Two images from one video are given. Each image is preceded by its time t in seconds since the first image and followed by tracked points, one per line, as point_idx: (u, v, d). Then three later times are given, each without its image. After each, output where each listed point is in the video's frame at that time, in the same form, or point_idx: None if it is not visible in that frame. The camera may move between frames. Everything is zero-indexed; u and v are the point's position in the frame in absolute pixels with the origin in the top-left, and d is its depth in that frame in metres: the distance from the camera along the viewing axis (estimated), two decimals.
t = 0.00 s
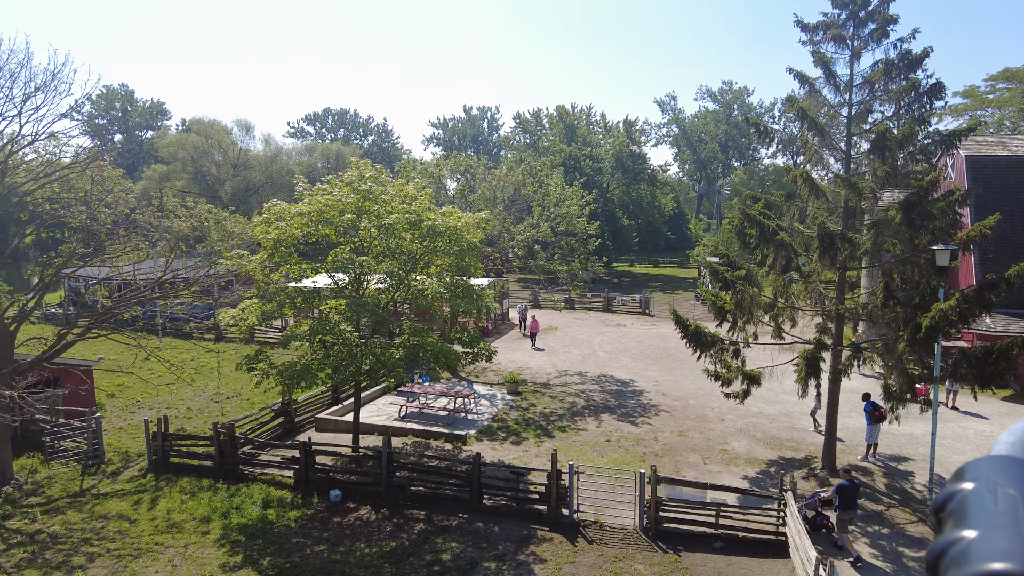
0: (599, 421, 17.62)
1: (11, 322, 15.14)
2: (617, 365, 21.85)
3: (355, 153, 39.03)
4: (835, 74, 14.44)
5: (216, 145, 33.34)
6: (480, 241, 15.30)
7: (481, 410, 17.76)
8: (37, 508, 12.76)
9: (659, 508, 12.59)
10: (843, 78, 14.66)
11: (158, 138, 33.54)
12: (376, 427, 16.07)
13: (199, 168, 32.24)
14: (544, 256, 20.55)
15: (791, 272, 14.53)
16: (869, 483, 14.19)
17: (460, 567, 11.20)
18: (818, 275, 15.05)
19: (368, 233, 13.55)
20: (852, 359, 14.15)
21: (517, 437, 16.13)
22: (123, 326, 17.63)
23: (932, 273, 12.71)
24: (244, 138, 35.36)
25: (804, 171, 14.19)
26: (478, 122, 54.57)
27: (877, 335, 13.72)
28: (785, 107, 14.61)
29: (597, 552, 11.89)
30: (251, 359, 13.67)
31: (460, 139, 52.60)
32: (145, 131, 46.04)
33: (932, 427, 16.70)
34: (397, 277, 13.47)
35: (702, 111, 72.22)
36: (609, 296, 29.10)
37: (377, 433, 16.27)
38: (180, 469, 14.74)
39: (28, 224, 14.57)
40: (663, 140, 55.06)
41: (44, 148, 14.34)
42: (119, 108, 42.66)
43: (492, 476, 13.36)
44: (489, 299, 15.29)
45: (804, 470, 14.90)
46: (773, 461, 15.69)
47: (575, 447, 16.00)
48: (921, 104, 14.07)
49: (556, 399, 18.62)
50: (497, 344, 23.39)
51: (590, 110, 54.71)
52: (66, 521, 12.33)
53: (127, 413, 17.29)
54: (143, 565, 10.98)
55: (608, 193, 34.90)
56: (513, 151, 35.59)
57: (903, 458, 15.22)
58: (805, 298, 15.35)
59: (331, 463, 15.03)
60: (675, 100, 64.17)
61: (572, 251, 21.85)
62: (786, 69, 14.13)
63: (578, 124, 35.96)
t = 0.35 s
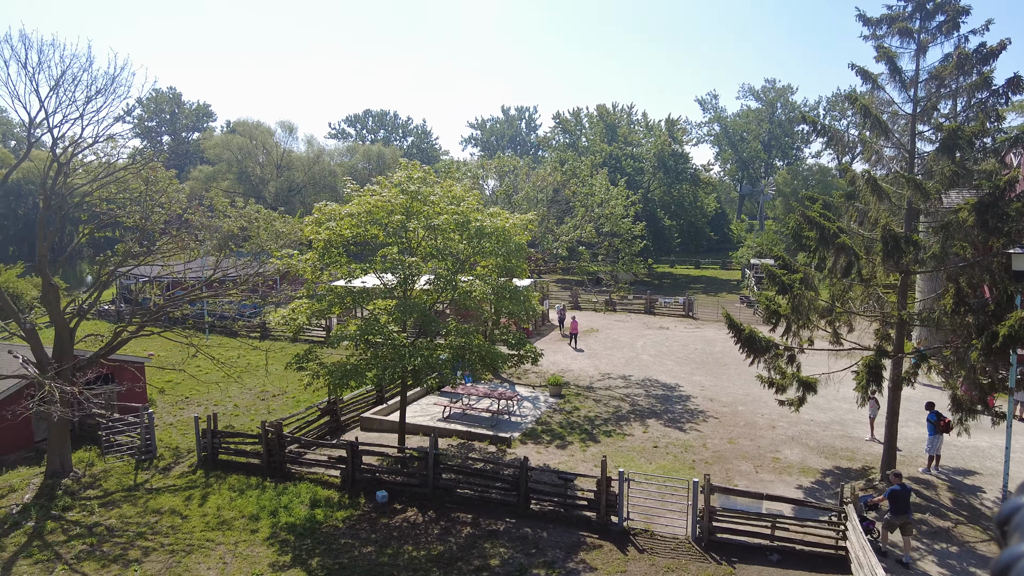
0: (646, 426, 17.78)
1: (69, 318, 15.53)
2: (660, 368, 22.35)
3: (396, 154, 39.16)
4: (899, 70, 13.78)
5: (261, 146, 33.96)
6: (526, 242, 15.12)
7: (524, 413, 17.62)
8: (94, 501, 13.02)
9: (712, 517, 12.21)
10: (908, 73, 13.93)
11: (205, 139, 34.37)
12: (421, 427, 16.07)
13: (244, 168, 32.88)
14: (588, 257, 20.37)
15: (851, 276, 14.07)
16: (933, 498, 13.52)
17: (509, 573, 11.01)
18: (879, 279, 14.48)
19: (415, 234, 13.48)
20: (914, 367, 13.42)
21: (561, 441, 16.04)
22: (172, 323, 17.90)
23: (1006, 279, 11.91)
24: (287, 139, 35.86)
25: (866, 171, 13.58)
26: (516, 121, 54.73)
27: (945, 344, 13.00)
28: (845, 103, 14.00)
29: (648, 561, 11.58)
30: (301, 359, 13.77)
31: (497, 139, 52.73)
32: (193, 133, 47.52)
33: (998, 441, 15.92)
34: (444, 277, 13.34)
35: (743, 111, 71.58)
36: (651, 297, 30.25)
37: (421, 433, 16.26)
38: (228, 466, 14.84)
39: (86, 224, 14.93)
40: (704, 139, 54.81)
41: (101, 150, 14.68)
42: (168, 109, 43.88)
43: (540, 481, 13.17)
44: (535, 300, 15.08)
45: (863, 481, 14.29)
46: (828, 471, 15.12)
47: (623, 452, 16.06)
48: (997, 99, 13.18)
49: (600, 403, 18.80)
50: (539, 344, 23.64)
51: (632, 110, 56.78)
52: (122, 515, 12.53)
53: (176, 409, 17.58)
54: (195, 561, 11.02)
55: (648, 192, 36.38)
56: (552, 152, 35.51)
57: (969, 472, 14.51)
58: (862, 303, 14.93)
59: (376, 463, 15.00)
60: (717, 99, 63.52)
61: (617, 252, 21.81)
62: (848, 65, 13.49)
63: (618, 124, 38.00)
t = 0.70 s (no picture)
0: (695, 433, 17.77)
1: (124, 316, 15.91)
2: (707, 374, 22.75)
3: (435, 155, 39.14)
4: (971, 64, 13.04)
5: (304, 147, 34.53)
6: (574, 244, 14.87)
7: (568, 418, 17.54)
8: (146, 496, 13.19)
9: (768, 529, 11.75)
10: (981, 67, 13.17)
11: (252, 141, 35.21)
12: (466, 429, 16.00)
13: (288, 170, 33.35)
14: (633, 259, 20.14)
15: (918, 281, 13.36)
16: (1005, 516, 12.74)
17: None
18: (945, 284, 13.76)
19: (462, 235, 13.36)
20: (983, 378, 12.71)
21: (607, 447, 16.03)
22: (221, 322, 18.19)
23: None
24: (330, 141, 36.32)
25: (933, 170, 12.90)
26: (555, 123, 54.84)
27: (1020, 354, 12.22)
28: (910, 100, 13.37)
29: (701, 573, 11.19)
30: (349, 360, 13.95)
31: (535, 140, 52.91)
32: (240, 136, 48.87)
33: None
34: (492, 278, 13.13)
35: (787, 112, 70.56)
36: (695, 300, 31.03)
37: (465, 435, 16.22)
38: (275, 465, 14.87)
39: (140, 224, 15.23)
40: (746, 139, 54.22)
41: (155, 152, 14.93)
42: (216, 113, 45.14)
43: (588, 487, 12.90)
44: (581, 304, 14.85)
45: (926, 494, 13.60)
46: (887, 483, 14.46)
47: (671, 459, 15.97)
48: None
49: (646, 408, 19.03)
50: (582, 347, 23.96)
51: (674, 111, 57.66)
52: (173, 511, 12.64)
53: (224, 407, 17.82)
54: (245, 560, 11.03)
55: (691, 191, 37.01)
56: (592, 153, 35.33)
57: None
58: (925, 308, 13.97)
59: (420, 465, 14.93)
60: (760, 99, 62.42)
61: (662, 253, 21.56)
62: (916, 59, 12.86)
63: (660, 123, 39.01)
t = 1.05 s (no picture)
0: (743, 442, 17.37)
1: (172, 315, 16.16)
2: (753, 380, 22.56)
3: (473, 156, 39.01)
4: None
5: (344, 149, 34.94)
6: (622, 245, 14.50)
7: (611, 423, 17.67)
8: (194, 494, 13.31)
9: (826, 545, 11.19)
10: None
11: (294, 143, 35.83)
12: (509, 433, 15.88)
13: (329, 171, 33.79)
14: (678, 261, 19.80)
15: (989, 285, 12.58)
16: None
17: None
18: (1019, 290, 12.92)
19: (508, 237, 13.15)
20: None
21: (653, 454, 15.99)
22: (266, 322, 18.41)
23: None
24: (370, 143, 36.71)
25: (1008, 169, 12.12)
26: (592, 123, 54.72)
27: None
28: (982, 94, 12.65)
29: None
30: (396, 362, 14.09)
31: (572, 141, 52.88)
32: (281, 139, 49.92)
33: None
34: (539, 281, 12.92)
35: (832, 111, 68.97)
36: (739, 305, 31.19)
37: (508, 438, 16.16)
38: (319, 465, 14.87)
39: (188, 223, 15.42)
40: (789, 140, 53.19)
41: (204, 153, 15.07)
42: (259, 116, 46.18)
43: (635, 496, 12.54)
44: (629, 307, 14.45)
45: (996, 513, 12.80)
46: (951, 498, 13.71)
47: (719, 467, 15.68)
48: None
49: (691, 415, 19.02)
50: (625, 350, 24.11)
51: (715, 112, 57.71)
52: (220, 509, 12.71)
53: (268, 406, 17.99)
54: (291, 561, 10.99)
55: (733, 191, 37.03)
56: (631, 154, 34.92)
57: None
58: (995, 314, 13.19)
59: (463, 468, 14.78)
60: (803, 98, 61.38)
61: (707, 255, 21.19)
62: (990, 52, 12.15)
63: (702, 122, 39.50)
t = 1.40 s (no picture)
0: (789, 450, 16.80)
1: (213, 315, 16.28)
2: (797, 386, 21.98)
3: (505, 156, 38.76)
4: None
5: (379, 151, 35.19)
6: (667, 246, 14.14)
7: (652, 429, 17.46)
8: (234, 493, 13.32)
9: (886, 561, 10.61)
10: None
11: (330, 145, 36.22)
12: (548, 437, 15.65)
13: (364, 172, 34.09)
14: (720, 263, 19.36)
15: None
16: None
17: None
18: None
19: (551, 238, 12.96)
20: None
21: (696, 462, 15.59)
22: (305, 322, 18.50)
23: None
24: (404, 144, 36.93)
25: None
26: (626, 124, 54.41)
27: None
28: None
29: None
30: (435, 364, 14.27)
31: (606, 142, 52.64)
32: (318, 141, 50.77)
33: None
34: (583, 284, 12.78)
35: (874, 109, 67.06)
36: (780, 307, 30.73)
37: (546, 443, 15.98)
38: (357, 466, 14.79)
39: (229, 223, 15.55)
40: (828, 139, 51.98)
41: (246, 153, 15.11)
42: (297, 118, 47.10)
43: (681, 505, 12.12)
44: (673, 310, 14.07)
45: None
46: (1017, 515, 12.92)
47: (765, 475, 15.17)
48: None
49: (734, 422, 18.65)
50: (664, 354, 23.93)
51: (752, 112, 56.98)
52: (260, 509, 12.68)
53: (305, 405, 18.02)
54: (330, 564, 10.88)
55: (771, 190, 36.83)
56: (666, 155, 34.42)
57: None
58: None
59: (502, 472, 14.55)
60: (842, 97, 59.94)
61: (750, 257, 20.80)
62: None
63: (740, 122, 39.63)
